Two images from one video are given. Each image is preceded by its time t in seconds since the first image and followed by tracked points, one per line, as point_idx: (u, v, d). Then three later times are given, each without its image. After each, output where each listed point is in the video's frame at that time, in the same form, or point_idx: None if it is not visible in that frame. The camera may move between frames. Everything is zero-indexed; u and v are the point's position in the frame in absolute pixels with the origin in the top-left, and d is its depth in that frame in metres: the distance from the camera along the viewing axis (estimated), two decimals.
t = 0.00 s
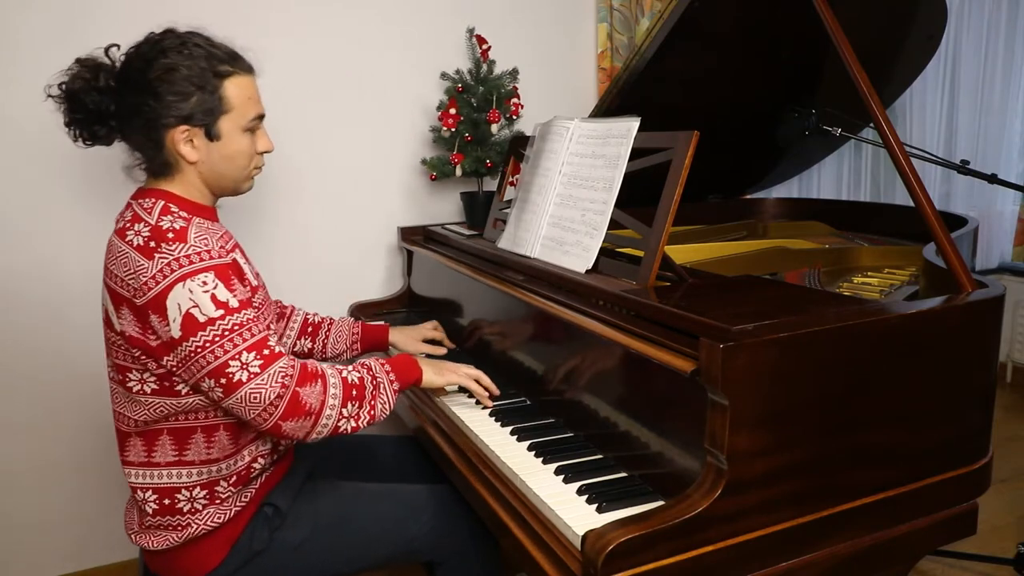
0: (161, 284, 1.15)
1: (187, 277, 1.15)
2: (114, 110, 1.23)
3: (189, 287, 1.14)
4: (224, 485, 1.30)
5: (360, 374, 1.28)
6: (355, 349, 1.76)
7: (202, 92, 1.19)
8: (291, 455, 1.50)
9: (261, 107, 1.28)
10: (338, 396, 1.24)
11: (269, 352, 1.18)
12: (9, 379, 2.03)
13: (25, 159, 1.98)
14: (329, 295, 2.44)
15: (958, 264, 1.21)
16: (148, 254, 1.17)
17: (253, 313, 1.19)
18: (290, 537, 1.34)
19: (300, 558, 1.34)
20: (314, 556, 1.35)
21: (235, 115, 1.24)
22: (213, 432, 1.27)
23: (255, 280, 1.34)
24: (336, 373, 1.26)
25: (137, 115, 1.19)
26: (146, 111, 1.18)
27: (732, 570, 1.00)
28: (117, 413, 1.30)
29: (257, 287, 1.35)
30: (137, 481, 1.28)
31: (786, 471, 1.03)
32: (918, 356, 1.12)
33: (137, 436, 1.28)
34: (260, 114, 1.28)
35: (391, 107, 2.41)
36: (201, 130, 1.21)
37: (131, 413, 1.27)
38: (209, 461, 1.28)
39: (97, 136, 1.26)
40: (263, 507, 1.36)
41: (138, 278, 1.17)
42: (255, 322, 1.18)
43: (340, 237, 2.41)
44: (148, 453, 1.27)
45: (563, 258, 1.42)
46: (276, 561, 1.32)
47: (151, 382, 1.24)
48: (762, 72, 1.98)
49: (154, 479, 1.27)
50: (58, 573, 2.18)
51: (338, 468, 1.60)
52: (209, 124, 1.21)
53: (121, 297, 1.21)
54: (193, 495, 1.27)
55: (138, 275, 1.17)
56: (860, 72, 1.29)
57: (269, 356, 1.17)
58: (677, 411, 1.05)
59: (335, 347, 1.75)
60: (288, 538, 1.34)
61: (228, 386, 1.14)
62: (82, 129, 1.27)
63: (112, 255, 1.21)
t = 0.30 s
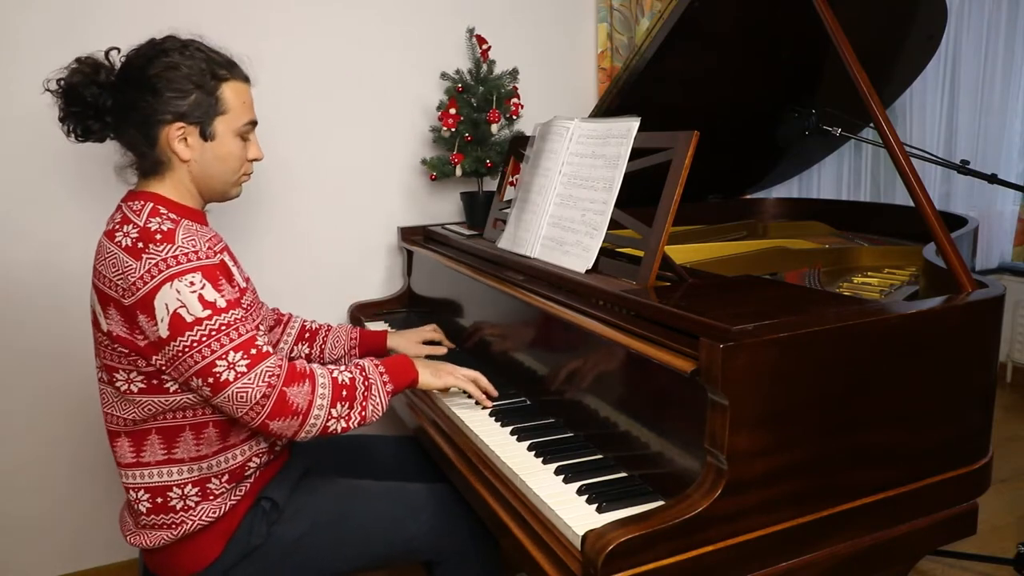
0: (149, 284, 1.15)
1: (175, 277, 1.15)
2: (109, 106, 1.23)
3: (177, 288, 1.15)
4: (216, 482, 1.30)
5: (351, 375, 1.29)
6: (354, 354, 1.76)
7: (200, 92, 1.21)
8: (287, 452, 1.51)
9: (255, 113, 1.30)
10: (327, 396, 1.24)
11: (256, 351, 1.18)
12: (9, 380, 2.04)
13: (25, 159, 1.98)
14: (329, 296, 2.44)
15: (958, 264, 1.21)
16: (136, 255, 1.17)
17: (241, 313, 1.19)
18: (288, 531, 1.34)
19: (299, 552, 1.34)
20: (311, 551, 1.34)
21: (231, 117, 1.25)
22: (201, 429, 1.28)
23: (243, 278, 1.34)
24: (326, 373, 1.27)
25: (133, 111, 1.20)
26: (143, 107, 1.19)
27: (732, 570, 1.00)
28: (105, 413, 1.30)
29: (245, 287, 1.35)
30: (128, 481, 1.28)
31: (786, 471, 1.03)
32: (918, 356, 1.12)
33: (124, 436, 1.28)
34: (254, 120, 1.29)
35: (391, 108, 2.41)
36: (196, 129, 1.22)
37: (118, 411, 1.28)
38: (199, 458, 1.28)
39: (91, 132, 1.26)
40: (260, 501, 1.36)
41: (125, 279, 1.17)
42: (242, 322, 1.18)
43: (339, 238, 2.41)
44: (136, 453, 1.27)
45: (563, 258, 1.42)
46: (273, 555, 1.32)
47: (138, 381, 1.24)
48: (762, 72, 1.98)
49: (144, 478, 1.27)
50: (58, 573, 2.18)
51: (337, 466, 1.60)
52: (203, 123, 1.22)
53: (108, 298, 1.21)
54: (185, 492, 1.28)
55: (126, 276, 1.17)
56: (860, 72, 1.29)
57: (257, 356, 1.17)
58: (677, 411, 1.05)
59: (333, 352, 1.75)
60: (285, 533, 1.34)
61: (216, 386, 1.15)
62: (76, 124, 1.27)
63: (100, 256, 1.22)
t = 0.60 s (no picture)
0: (146, 292, 1.16)
1: (173, 286, 1.15)
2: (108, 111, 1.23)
3: (174, 297, 1.15)
4: (212, 482, 1.30)
5: (348, 382, 1.29)
6: (362, 351, 1.76)
7: (199, 96, 1.21)
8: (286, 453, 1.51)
9: (255, 115, 1.30)
10: (322, 405, 1.25)
11: (253, 362, 1.19)
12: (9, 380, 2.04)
13: (27, 158, 1.98)
14: (329, 297, 2.44)
15: (958, 263, 1.21)
16: (134, 262, 1.17)
17: (239, 322, 1.20)
18: (287, 530, 1.34)
19: (299, 549, 1.34)
20: (309, 550, 1.34)
21: (231, 120, 1.26)
22: (196, 431, 1.28)
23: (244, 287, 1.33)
24: (322, 382, 1.27)
25: (133, 116, 1.20)
26: (142, 111, 1.19)
27: (732, 570, 1.00)
28: (101, 414, 1.31)
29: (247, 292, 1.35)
30: (126, 481, 1.29)
31: (786, 471, 1.03)
32: (918, 356, 1.12)
33: (120, 437, 1.29)
34: (254, 122, 1.30)
35: (390, 107, 2.41)
36: (197, 133, 1.22)
37: (113, 413, 1.29)
38: (194, 458, 1.28)
39: (90, 137, 1.26)
40: (258, 499, 1.36)
41: (124, 285, 1.18)
42: (240, 331, 1.19)
43: (339, 239, 2.41)
44: (131, 455, 1.28)
45: (563, 258, 1.42)
46: (271, 553, 1.32)
47: (132, 385, 1.25)
48: (762, 72, 1.98)
49: (140, 479, 1.27)
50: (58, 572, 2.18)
51: (335, 465, 1.59)
52: (204, 127, 1.22)
53: (106, 302, 1.22)
54: (181, 492, 1.28)
55: (124, 282, 1.17)
56: (860, 73, 1.29)
57: (253, 366, 1.18)
58: (677, 411, 1.05)
59: (341, 349, 1.76)
60: (283, 531, 1.33)
61: (212, 395, 1.16)
62: (75, 129, 1.27)
63: (100, 260, 1.22)
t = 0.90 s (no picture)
0: (153, 300, 1.15)
1: (179, 296, 1.15)
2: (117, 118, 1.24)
3: (180, 307, 1.15)
4: (215, 485, 1.30)
5: (348, 394, 1.29)
6: (363, 345, 1.77)
7: (204, 98, 1.20)
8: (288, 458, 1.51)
9: (264, 112, 1.29)
10: (324, 417, 1.25)
11: (256, 375, 1.19)
12: (9, 380, 2.04)
13: (28, 157, 1.98)
14: (329, 297, 2.44)
15: (958, 263, 1.21)
16: (142, 268, 1.17)
17: (245, 333, 1.20)
18: (287, 533, 1.34)
19: (299, 552, 1.34)
20: (309, 552, 1.34)
21: (239, 120, 1.25)
22: (199, 435, 1.28)
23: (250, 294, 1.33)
24: (322, 394, 1.27)
25: (140, 122, 1.20)
26: (149, 117, 1.19)
27: (732, 570, 1.00)
28: (107, 414, 1.32)
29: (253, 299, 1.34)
30: (129, 481, 1.29)
31: (786, 471, 1.03)
32: (918, 356, 1.12)
33: (124, 438, 1.30)
34: (263, 118, 1.29)
35: (390, 106, 2.41)
36: (205, 136, 1.22)
37: (118, 414, 1.29)
38: (197, 462, 1.28)
39: (100, 144, 1.27)
40: (259, 502, 1.36)
41: (132, 291, 1.17)
42: (244, 343, 1.18)
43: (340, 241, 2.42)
44: (134, 456, 1.28)
45: (563, 258, 1.42)
46: (271, 557, 1.32)
47: (136, 388, 1.26)
48: (763, 72, 1.98)
49: (143, 480, 1.27)
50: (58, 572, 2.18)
51: (335, 467, 1.59)
52: (212, 129, 1.22)
53: (113, 306, 1.22)
54: (183, 494, 1.28)
55: (132, 288, 1.17)
56: (860, 73, 1.29)
57: (256, 380, 1.18)
58: (677, 411, 1.05)
59: (342, 343, 1.76)
60: (283, 535, 1.33)
61: (215, 407, 1.16)
62: (84, 135, 1.28)
63: (108, 262, 1.22)
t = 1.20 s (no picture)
0: (168, 304, 1.14)
1: (195, 303, 1.14)
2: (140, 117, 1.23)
3: (195, 314, 1.13)
4: (222, 492, 1.30)
5: (354, 399, 1.28)
6: (365, 355, 1.74)
7: (231, 99, 1.19)
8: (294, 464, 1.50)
9: (290, 113, 1.28)
10: (331, 424, 1.25)
11: (268, 385, 1.18)
12: (9, 380, 2.04)
13: (27, 157, 1.98)
14: (330, 297, 2.44)
15: (958, 263, 1.21)
16: (159, 272, 1.16)
17: (258, 341, 1.19)
18: (289, 538, 1.33)
19: (301, 556, 1.33)
20: (311, 555, 1.34)
21: (265, 122, 1.24)
22: (210, 442, 1.27)
23: (267, 298, 1.32)
24: (330, 400, 1.26)
25: (164, 122, 1.19)
26: (174, 118, 1.18)
27: (732, 570, 1.00)
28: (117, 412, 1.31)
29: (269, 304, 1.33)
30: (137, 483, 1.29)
31: (785, 471, 1.03)
32: (918, 356, 1.12)
33: (134, 439, 1.29)
34: (289, 120, 1.28)
35: (390, 105, 2.41)
36: (230, 138, 1.21)
37: (130, 416, 1.29)
38: (206, 470, 1.28)
39: (121, 143, 1.26)
40: (262, 509, 1.35)
41: (147, 294, 1.16)
42: (257, 352, 1.17)
43: (341, 242, 2.42)
44: (143, 458, 1.28)
45: (563, 258, 1.42)
46: (274, 562, 1.32)
47: (147, 392, 1.25)
48: (762, 72, 1.98)
49: (150, 484, 1.27)
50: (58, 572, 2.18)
51: (338, 469, 1.59)
52: (238, 132, 1.21)
53: (128, 307, 1.21)
54: (190, 501, 1.28)
55: (148, 292, 1.16)
56: (860, 73, 1.29)
57: (269, 390, 1.17)
58: (677, 410, 1.05)
59: (343, 353, 1.74)
60: (285, 540, 1.33)
61: (226, 416, 1.15)
62: (106, 132, 1.26)
63: (124, 261, 1.21)
